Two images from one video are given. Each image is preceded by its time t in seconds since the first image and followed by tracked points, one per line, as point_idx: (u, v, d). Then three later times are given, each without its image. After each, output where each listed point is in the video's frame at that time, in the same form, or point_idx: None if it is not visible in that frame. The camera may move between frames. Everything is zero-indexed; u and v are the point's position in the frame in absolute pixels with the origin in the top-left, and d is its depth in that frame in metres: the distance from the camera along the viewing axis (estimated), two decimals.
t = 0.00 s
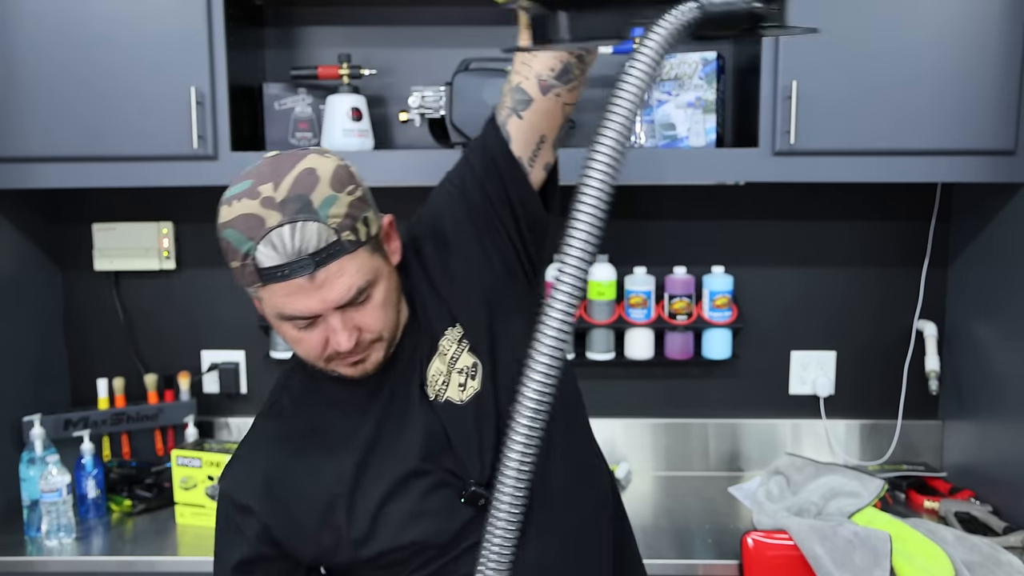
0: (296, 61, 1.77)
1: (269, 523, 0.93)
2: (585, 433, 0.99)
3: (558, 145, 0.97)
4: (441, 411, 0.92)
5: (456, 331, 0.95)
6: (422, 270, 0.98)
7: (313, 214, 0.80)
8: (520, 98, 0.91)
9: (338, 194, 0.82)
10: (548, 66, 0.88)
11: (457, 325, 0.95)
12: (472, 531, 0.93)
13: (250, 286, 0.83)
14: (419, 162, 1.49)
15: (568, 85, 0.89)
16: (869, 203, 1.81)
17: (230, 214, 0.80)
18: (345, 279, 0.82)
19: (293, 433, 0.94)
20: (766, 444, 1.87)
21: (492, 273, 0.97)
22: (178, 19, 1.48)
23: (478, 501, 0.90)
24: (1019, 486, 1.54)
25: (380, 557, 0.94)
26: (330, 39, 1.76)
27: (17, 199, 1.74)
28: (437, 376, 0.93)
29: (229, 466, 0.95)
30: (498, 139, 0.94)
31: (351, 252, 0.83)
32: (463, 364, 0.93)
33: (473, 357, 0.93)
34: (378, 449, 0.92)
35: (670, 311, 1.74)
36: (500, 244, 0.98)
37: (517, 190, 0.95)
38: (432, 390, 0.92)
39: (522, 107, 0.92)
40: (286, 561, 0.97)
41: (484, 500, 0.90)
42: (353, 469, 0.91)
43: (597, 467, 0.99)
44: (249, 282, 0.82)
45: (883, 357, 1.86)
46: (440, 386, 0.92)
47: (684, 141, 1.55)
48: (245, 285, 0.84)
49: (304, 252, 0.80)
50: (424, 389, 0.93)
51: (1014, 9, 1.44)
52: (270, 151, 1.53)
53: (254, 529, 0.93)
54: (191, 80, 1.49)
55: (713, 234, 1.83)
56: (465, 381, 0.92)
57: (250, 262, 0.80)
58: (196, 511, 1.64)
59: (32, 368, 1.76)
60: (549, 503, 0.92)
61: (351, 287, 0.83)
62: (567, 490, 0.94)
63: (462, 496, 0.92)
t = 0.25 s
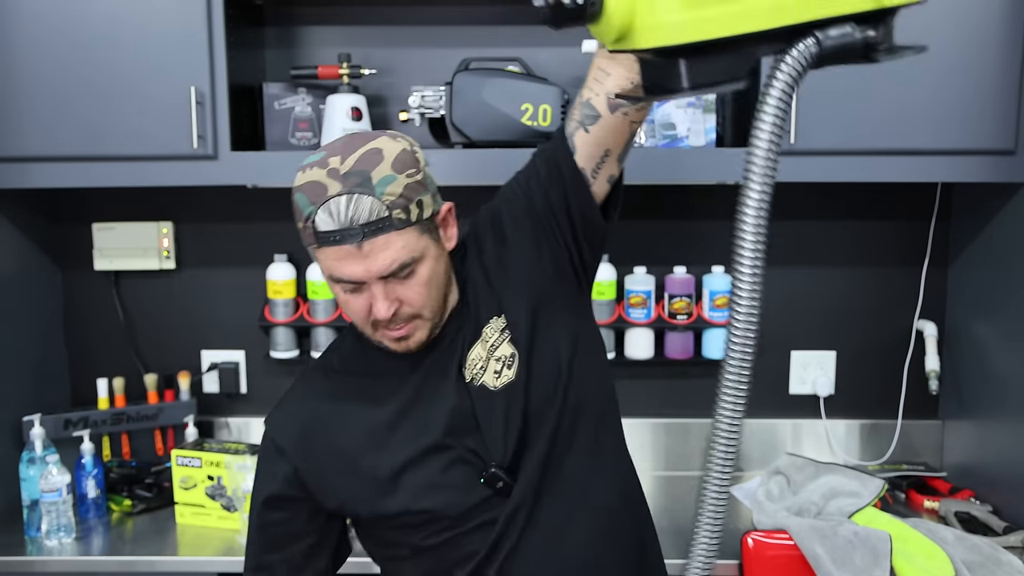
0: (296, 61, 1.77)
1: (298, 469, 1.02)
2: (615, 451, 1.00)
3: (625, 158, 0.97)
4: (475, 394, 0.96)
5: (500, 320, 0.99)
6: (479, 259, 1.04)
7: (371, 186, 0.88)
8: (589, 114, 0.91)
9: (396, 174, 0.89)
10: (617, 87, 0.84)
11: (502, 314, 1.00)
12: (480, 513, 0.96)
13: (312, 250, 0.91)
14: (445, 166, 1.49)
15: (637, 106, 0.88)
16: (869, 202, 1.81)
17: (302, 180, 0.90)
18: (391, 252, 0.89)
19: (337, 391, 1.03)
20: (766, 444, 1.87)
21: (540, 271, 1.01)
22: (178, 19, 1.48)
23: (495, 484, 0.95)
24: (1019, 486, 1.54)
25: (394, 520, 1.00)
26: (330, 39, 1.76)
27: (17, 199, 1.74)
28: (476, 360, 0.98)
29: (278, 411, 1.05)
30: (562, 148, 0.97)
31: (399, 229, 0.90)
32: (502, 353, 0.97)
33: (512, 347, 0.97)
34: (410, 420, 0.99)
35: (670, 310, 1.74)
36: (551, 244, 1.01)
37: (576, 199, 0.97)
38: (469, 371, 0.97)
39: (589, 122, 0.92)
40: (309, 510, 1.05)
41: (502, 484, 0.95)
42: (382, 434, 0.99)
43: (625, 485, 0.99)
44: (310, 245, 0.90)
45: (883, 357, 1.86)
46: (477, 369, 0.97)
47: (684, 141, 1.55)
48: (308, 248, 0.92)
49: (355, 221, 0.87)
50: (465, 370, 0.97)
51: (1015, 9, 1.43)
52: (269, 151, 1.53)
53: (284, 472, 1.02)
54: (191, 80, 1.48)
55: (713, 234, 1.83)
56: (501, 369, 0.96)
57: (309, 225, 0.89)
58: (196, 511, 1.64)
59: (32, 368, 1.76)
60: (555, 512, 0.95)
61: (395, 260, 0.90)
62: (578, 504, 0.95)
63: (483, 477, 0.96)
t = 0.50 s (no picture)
0: (296, 61, 1.77)
1: (309, 426, 1.06)
2: (618, 454, 1.01)
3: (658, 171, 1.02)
4: (484, 376, 1.01)
5: (517, 310, 1.04)
6: (506, 251, 1.09)
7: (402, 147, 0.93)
8: (625, 125, 0.96)
9: (424, 140, 0.95)
10: (658, 101, 0.92)
11: (519, 305, 1.04)
12: (473, 493, 1.00)
13: (344, 210, 0.96)
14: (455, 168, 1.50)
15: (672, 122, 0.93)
16: (869, 202, 1.81)
17: (339, 147, 0.96)
18: (419, 210, 0.93)
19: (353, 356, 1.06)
20: (766, 444, 1.87)
21: (560, 267, 1.05)
22: (178, 18, 1.48)
23: (491, 465, 0.99)
24: (1019, 486, 1.54)
25: (392, 489, 1.03)
26: (330, 39, 1.76)
27: (17, 199, 1.74)
28: (490, 345, 1.02)
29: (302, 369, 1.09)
30: (597, 153, 1.01)
31: (426, 189, 0.93)
32: (514, 342, 1.02)
33: (525, 337, 1.02)
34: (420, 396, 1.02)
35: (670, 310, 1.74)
36: (575, 242, 1.06)
37: (605, 204, 1.01)
38: (482, 353, 1.02)
39: (625, 133, 0.97)
40: (318, 472, 1.08)
41: (498, 467, 0.99)
42: (394, 404, 1.02)
43: (625, 493, 1.01)
44: (342, 205, 0.95)
45: (883, 358, 1.86)
46: (489, 353, 1.02)
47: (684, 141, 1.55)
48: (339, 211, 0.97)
49: (385, 179, 0.92)
50: (479, 353, 1.02)
51: (1015, 9, 1.43)
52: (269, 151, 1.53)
53: (297, 428, 1.07)
54: (191, 80, 1.49)
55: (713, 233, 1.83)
56: (512, 355, 1.01)
57: (343, 185, 0.94)
58: (196, 511, 1.64)
59: (33, 369, 1.76)
60: (544, 507, 0.97)
61: (422, 219, 0.93)
62: (568, 500, 0.98)
63: (480, 457, 1.00)
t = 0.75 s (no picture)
0: (296, 61, 1.77)
1: (284, 412, 1.09)
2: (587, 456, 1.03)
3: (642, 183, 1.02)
4: (461, 370, 1.03)
5: (495, 307, 1.06)
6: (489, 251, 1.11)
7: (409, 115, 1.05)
8: (615, 136, 0.97)
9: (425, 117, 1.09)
10: (648, 117, 0.92)
11: (499, 302, 1.06)
12: (438, 485, 1.02)
13: (361, 175, 1.04)
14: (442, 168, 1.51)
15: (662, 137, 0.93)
16: (869, 202, 1.81)
17: (348, 123, 1.06)
18: (434, 163, 1.03)
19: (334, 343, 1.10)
20: (766, 444, 1.87)
21: (541, 267, 1.07)
22: (178, 18, 1.48)
23: (462, 457, 1.00)
24: (1020, 487, 1.54)
25: (358, 478, 1.07)
26: (330, 39, 1.76)
27: (17, 199, 1.74)
28: (467, 339, 1.05)
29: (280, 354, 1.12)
30: (586, 161, 1.02)
31: (438, 149, 1.06)
32: (492, 337, 1.03)
33: (502, 333, 1.03)
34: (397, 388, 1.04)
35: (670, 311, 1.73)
36: (558, 244, 1.07)
37: (589, 208, 1.01)
38: (460, 346, 1.04)
39: (613, 143, 0.97)
40: (287, 458, 1.10)
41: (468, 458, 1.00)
42: (369, 394, 1.05)
43: (592, 499, 1.02)
44: (359, 169, 1.04)
45: (883, 358, 1.86)
46: (466, 348, 1.04)
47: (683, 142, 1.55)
48: (355, 180, 1.05)
49: (403, 137, 1.03)
50: (457, 346, 1.05)
51: (1015, 9, 1.43)
52: (269, 151, 1.53)
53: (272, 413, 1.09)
54: (191, 80, 1.48)
55: (713, 233, 1.83)
56: (488, 350, 1.03)
57: (359, 150, 1.04)
58: (196, 511, 1.64)
59: (33, 369, 1.76)
60: (508, 506, 0.99)
61: (439, 171, 1.04)
62: (533, 500, 0.99)
63: (452, 448, 1.01)
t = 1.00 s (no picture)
0: (296, 61, 1.77)
1: (251, 408, 1.09)
2: (555, 456, 1.04)
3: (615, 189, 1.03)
4: (430, 369, 1.04)
5: (465, 307, 1.06)
6: (459, 250, 1.11)
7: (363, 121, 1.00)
8: (590, 144, 0.95)
9: (386, 117, 1.02)
10: (623, 126, 0.89)
11: (469, 301, 1.06)
12: (405, 482, 1.03)
13: (307, 182, 1.01)
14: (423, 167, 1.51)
15: (636, 148, 0.90)
16: (869, 202, 1.81)
17: (303, 125, 1.02)
18: (381, 175, 0.99)
19: (302, 338, 1.09)
20: (766, 444, 1.87)
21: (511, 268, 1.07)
22: (178, 18, 1.48)
23: (430, 455, 1.01)
24: (1020, 487, 1.54)
25: (324, 474, 1.07)
26: (330, 39, 1.76)
27: (17, 199, 1.73)
28: (436, 338, 1.05)
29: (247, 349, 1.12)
30: (560, 167, 1.02)
31: (390, 159, 1.00)
32: (461, 336, 1.04)
33: (472, 333, 1.04)
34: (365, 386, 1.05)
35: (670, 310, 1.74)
36: (529, 246, 1.08)
37: (562, 213, 1.02)
38: (428, 344, 1.05)
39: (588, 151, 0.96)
40: (256, 453, 1.10)
41: (436, 456, 1.01)
42: (338, 391, 1.05)
43: (560, 498, 1.04)
44: (306, 175, 1.01)
45: (883, 358, 1.86)
46: (436, 346, 1.05)
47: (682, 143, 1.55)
48: (303, 185, 1.02)
49: (352, 146, 0.99)
50: (425, 345, 1.05)
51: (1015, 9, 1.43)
52: (269, 151, 1.53)
53: (238, 408, 1.09)
54: (191, 80, 1.48)
55: (712, 233, 1.83)
56: (457, 349, 1.04)
57: (308, 156, 1.00)
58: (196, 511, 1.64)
59: (33, 369, 1.76)
60: (477, 504, 1.00)
61: (387, 185, 0.99)
62: (504, 500, 1.00)
63: (419, 446, 1.02)
